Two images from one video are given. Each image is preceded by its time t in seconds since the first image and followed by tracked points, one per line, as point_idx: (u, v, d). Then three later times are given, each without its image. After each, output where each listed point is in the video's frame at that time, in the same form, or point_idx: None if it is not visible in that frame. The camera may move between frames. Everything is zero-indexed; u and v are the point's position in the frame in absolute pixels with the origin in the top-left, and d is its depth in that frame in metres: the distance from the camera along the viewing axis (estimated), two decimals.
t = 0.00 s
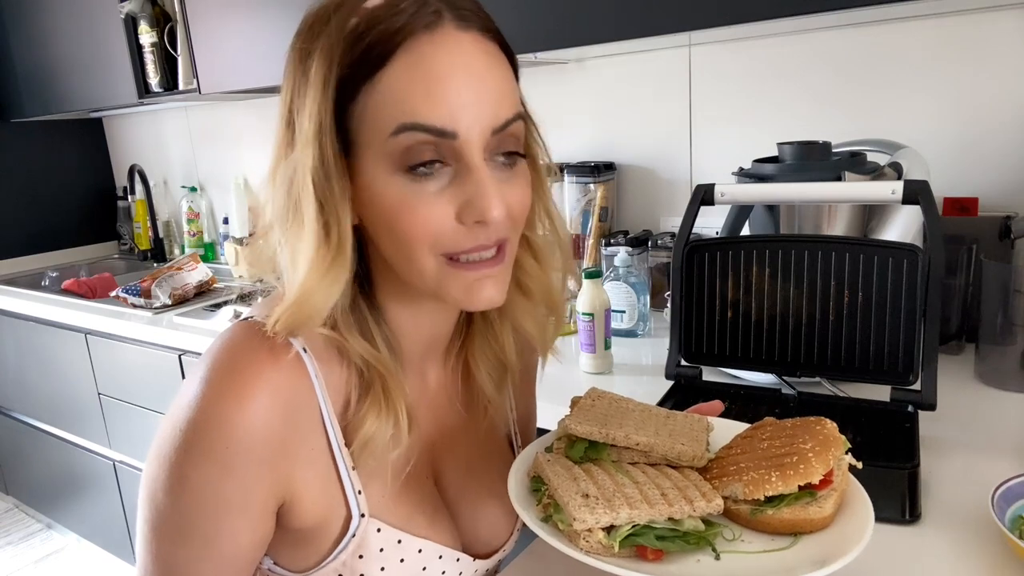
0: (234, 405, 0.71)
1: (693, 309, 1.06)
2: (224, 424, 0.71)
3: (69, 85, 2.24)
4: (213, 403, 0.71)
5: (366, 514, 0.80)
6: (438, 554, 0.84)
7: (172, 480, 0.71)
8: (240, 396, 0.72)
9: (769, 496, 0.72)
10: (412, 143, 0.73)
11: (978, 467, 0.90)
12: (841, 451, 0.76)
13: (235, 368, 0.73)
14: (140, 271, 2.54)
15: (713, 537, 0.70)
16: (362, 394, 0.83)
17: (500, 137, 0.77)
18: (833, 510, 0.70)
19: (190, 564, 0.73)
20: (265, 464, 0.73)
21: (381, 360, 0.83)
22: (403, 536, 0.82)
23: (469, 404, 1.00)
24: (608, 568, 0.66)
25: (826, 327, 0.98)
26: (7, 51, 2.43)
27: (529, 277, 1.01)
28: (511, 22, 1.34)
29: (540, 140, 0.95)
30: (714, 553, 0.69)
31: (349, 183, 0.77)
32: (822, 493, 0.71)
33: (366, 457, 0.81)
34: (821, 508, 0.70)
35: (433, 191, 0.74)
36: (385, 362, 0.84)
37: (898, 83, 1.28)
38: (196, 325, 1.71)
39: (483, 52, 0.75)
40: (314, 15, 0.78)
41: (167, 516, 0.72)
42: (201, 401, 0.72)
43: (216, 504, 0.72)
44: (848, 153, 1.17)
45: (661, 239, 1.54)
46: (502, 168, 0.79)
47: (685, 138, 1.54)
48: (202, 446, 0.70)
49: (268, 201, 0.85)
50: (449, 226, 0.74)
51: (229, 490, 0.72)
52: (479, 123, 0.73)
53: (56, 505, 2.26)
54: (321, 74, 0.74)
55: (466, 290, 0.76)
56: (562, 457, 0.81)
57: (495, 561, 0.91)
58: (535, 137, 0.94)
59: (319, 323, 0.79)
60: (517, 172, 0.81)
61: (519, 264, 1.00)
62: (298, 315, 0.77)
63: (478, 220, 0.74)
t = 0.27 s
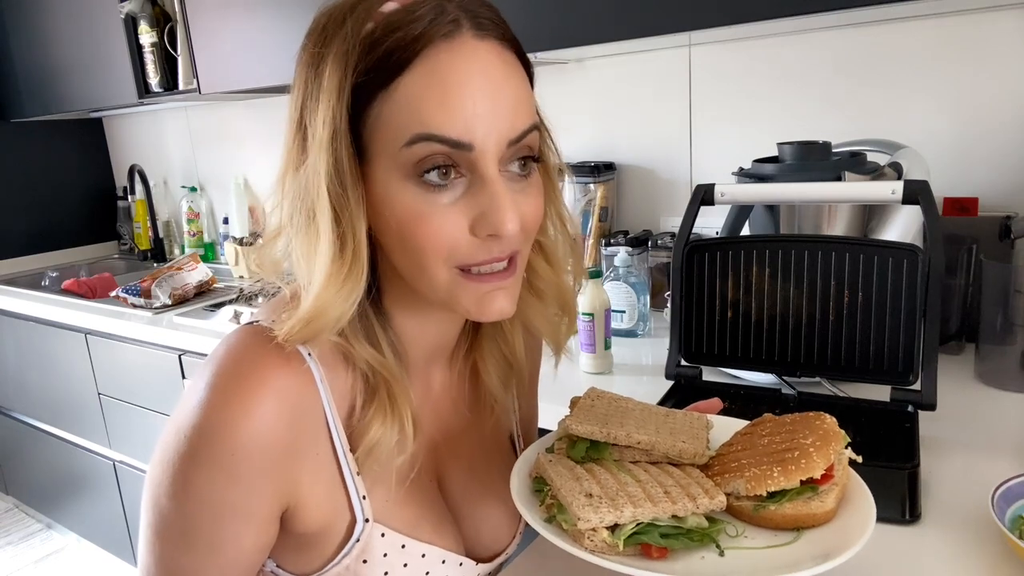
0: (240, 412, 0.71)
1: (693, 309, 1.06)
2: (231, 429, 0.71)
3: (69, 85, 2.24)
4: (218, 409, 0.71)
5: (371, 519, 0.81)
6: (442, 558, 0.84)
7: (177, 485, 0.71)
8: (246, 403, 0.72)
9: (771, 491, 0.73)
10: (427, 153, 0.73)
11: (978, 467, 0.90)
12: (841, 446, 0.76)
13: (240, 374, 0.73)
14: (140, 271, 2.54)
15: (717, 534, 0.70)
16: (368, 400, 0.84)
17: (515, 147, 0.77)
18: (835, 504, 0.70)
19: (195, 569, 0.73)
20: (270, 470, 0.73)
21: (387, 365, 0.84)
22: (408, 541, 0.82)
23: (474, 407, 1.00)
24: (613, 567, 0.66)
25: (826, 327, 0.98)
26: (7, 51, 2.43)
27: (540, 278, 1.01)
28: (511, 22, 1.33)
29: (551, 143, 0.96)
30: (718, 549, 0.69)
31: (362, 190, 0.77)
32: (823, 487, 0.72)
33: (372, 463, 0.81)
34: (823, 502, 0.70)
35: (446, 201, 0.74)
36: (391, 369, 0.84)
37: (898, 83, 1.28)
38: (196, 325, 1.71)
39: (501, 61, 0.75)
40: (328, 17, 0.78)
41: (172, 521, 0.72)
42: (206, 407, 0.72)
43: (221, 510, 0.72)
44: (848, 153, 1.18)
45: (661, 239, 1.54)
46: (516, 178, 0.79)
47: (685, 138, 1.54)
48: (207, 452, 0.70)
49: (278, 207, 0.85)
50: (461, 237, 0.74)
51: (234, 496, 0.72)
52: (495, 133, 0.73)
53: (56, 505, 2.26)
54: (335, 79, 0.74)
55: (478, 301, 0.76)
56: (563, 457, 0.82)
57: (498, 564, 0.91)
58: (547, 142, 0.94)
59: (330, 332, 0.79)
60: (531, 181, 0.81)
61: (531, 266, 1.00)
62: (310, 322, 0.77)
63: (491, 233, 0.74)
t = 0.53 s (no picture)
0: (241, 409, 0.71)
1: (693, 309, 1.06)
2: (232, 427, 0.71)
3: (69, 84, 2.24)
4: (219, 407, 0.71)
5: (372, 517, 0.81)
6: (443, 556, 0.84)
7: (178, 483, 0.71)
8: (246, 401, 0.72)
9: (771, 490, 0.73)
10: (428, 154, 0.73)
11: (978, 467, 0.90)
12: (841, 444, 0.77)
13: (241, 371, 0.73)
14: (140, 271, 2.54)
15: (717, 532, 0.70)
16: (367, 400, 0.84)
17: (516, 148, 0.77)
18: (835, 502, 0.70)
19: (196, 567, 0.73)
20: (271, 468, 0.73)
21: (388, 364, 0.84)
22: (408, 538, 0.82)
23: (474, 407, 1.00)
24: (613, 565, 0.66)
25: (826, 327, 0.98)
26: (7, 51, 2.43)
27: (540, 276, 1.01)
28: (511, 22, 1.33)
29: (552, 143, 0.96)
30: (717, 547, 0.69)
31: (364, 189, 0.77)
32: (823, 485, 0.72)
33: (374, 462, 0.81)
34: (823, 500, 0.70)
35: (446, 203, 0.74)
36: (391, 368, 0.84)
37: (898, 83, 1.28)
38: (196, 325, 1.71)
39: (502, 62, 0.75)
40: (329, 16, 0.78)
41: (173, 519, 0.72)
42: (208, 404, 0.72)
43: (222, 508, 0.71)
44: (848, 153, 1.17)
45: (661, 239, 1.54)
46: (517, 179, 0.79)
47: (685, 138, 1.54)
48: (209, 449, 0.70)
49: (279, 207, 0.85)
50: (462, 238, 0.74)
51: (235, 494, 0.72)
52: (495, 135, 0.73)
53: (56, 505, 2.26)
54: (337, 79, 0.74)
55: (479, 301, 0.76)
56: (563, 456, 0.82)
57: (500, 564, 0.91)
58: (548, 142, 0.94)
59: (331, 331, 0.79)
60: (532, 182, 0.81)
61: (531, 264, 1.00)
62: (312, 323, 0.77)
63: (492, 235, 0.74)
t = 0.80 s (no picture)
0: (229, 395, 0.71)
1: (692, 309, 1.06)
2: (223, 411, 0.71)
3: (69, 84, 2.24)
4: (209, 393, 0.72)
5: (363, 502, 0.81)
6: (435, 543, 0.84)
7: (173, 472, 0.71)
8: (235, 387, 0.72)
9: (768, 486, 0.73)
10: (425, 140, 0.73)
11: (978, 467, 0.90)
12: (838, 441, 0.77)
13: (230, 358, 0.74)
14: (140, 271, 2.54)
15: (714, 528, 0.70)
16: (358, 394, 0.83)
17: (508, 134, 0.77)
18: (832, 498, 0.70)
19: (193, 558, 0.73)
20: (261, 454, 0.73)
21: (377, 352, 0.83)
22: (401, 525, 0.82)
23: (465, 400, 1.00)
24: (610, 560, 0.66)
25: (826, 327, 0.98)
26: (7, 51, 2.43)
27: (525, 264, 1.00)
28: (511, 22, 1.33)
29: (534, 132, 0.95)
30: (714, 543, 0.69)
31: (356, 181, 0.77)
32: (820, 482, 0.72)
33: (371, 449, 0.81)
34: (819, 496, 0.70)
35: (445, 187, 0.74)
36: (383, 360, 0.84)
37: (898, 83, 1.28)
38: (196, 325, 1.71)
39: (491, 50, 0.75)
40: (318, 11, 0.78)
41: (169, 508, 0.72)
42: (200, 390, 0.72)
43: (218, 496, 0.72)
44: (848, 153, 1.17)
45: (661, 239, 1.54)
46: (510, 164, 0.79)
47: (685, 138, 1.54)
48: (200, 437, 0.71)
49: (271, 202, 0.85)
50: (461, 221, 0.74)
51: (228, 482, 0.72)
52: (489, 119, 0.74)
53: (56, 505, 2.26)
54: (328, 70, 0.74)
55: (478, 282, 0.76)
56: (560, 453, 0.82)
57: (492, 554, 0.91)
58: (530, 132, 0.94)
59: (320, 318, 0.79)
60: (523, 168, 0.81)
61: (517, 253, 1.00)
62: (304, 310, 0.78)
63: (490, 216, 0.74)
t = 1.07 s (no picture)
0: (212, 376, 0.76)
1: (693, 309, 1.06)
2: (213, 387, 0.75)
3: (70, 84, 2.24)
4: (191, 377, 0.75)
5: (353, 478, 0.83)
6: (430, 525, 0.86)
7: (170, 463, 0.73)
8: (216, 366, 0.76)
9: (772, 491, 0.73)
10: (382, 138, 0.73)
11: (978, 467, 0.90)
12: (842, 447, 0.77)
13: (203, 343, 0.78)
14: (140, 271, 2.54)
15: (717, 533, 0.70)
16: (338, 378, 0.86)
17: (470, 130, 0.76)
18: (835, 504, 0.70)
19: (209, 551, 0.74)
20: (251, 426, 0.78)
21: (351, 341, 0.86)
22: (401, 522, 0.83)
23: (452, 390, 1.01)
24: (613, 564, 0.66)
25: (826, 327, 0.98)
26: (7, 51, 2.43)
27: (512, 255, 1.01)
28: (511, 22, 1.33)
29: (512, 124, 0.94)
30: (717, 548, 0.69)
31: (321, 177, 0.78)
32: (824, 487, 0.72)
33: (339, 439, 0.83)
34: (823, 502, 0.70)
35: (403, 185, 0.74)
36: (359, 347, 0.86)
37: (899, 83, 1.28)
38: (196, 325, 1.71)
39: (453, 46, 0.75)
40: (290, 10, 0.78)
41: (175, 502, 0.73)
42: (186, 371, 0.76)
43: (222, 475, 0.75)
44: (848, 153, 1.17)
45: (661, 239, 1.54)
46: (472, 161, 0.78)
47: (686, 138, 1.54)
48: (195, 413, 0.74)
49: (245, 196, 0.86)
50: (419, 219, 0.74)
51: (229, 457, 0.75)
52: (450, 117, 0.73)
53: (56, 505, 2.26)
54: (293, 69, 0.75)
55: (439, 279, 0.77)
56: (562, 456, 0.82)
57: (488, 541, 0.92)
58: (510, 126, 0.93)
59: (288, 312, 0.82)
60: (488, 164, 0.81)
61: (501, 244, 1.00)
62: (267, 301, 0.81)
63: (448, 212, 0.74)
